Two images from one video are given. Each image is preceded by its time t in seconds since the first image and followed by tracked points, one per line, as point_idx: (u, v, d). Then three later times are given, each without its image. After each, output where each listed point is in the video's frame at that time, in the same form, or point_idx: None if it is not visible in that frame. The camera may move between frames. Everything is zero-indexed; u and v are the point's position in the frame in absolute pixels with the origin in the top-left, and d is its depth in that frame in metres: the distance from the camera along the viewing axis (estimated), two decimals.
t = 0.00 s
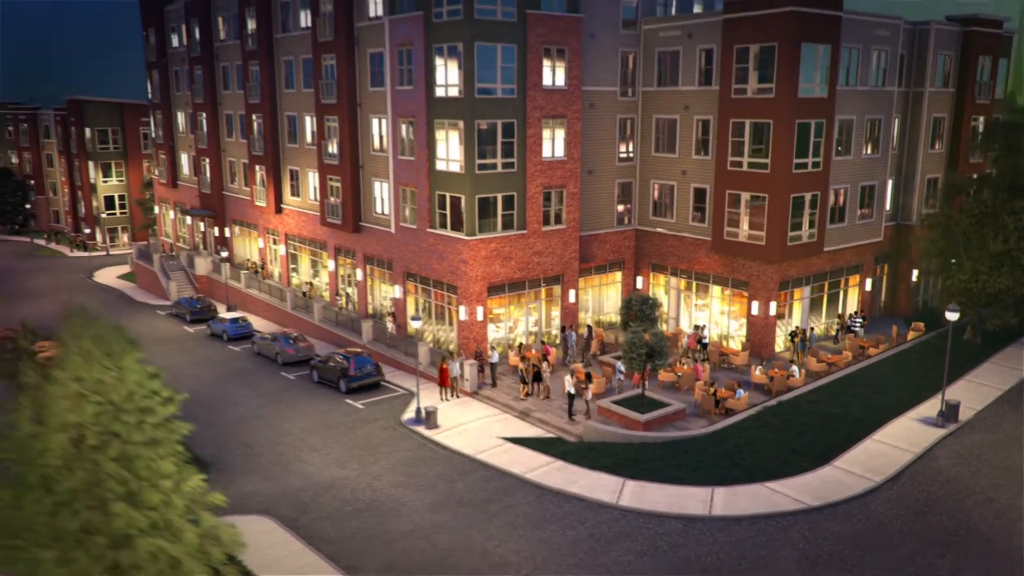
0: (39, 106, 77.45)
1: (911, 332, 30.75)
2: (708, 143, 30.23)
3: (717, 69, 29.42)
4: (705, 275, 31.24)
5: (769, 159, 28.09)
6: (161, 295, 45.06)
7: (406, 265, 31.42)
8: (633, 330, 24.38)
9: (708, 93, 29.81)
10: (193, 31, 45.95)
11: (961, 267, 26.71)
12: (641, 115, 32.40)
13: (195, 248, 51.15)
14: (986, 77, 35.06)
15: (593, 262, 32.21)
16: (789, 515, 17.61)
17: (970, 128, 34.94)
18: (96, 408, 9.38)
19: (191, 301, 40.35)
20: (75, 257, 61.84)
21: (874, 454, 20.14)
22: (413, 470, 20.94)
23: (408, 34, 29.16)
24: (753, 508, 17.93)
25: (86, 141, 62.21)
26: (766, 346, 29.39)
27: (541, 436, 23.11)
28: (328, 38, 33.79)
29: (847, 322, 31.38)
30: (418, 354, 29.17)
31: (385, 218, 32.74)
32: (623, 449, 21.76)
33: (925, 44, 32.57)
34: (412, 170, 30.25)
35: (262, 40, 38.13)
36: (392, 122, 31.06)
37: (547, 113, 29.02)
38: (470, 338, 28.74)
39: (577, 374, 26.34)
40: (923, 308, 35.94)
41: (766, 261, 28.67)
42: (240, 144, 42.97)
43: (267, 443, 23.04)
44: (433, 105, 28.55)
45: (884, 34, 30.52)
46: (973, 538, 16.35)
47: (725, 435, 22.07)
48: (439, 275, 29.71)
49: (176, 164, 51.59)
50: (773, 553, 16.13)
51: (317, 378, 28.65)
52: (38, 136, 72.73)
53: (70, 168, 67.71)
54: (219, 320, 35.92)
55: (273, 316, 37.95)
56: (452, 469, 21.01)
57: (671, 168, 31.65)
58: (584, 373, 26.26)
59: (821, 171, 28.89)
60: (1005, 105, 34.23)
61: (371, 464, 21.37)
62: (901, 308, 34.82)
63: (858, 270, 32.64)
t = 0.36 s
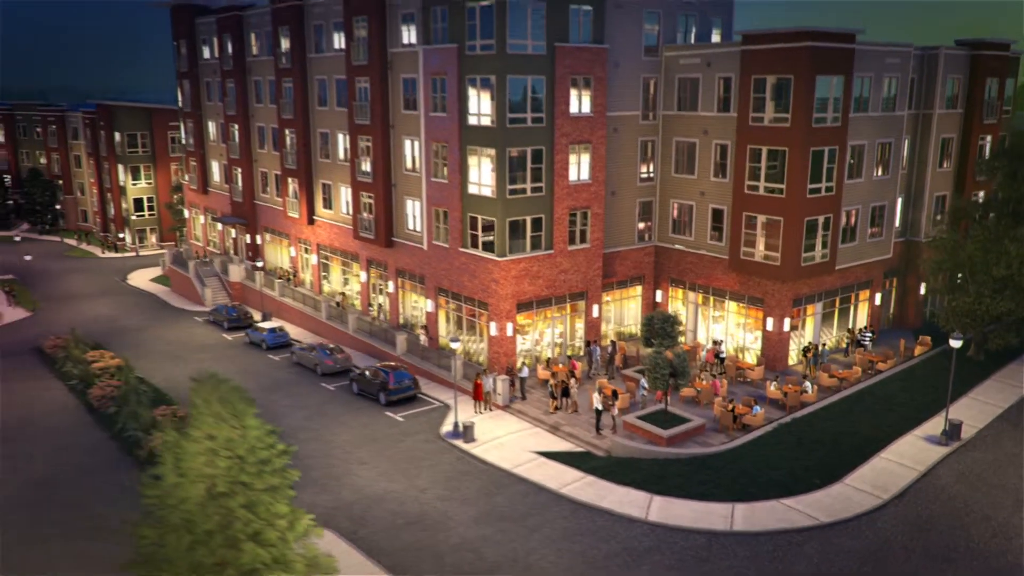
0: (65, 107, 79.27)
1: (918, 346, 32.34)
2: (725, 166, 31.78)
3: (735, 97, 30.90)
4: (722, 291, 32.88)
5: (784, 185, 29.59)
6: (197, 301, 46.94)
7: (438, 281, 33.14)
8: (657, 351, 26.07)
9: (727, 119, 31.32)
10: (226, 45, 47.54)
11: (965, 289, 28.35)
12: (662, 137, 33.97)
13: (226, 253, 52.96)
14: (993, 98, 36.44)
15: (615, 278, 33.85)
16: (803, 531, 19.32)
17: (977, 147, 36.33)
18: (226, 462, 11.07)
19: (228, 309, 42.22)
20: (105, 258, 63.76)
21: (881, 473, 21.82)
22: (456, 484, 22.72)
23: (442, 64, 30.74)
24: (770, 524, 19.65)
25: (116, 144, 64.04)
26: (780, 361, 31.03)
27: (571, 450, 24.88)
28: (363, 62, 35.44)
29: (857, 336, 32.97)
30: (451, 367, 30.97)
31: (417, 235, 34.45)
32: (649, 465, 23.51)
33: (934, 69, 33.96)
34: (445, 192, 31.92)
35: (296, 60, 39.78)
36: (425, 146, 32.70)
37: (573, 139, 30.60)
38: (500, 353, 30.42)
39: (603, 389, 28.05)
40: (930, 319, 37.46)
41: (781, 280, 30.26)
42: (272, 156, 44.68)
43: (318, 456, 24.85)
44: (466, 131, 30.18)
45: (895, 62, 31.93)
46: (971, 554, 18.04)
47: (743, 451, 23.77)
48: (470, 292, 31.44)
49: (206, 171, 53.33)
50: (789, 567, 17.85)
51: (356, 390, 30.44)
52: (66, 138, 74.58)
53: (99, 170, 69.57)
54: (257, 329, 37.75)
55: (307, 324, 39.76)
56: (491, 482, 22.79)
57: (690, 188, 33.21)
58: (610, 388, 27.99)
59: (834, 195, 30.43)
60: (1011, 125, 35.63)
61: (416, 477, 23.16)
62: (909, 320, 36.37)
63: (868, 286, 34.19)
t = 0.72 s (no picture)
0: (95, 108, 81.43)
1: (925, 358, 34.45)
2: (745, 189, 33.77)
3: (755, 125, 32.86)
4: (741, 306, 34.95)
5: (801, 209, 31.54)
6: (236, 305, 49.23)
7: (474, 295, 35.32)
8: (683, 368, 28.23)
9: (747, 145, 33.28)
10: (262, 60, 49.58)
11: (971, 309, 30.54)
12: (684, 159, 35.98)
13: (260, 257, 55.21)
14: (1000, 120, 38.28)
15: (640, 292, 35.96)
16: (819, 539, 21.49)
17: (984, 167, 38.22)
18: (343, 495, 13.26)
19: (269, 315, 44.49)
20: (141, 258, 66.12)
21: (890, 484, 23.99)
22: (501, 491, 24.97)
23: (479, 93, 32.77)
24: (789, 532, 21.83)
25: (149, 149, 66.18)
26: (795, 372, 33.13)
27: (604, 460, 27.07)
28: (401, 86, 37.50)
29: (868, 348, 35.02)
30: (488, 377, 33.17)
31: (453, 251, 36.63)
32: (677, 475, 25.69)
33: (944, 94, 35.83)
34: (481, 213, 34.03)
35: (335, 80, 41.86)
36: (462, 168, 34.78)
37: (603, 165, 32.64)
38: (534, 365, 32.61)
39: (632, 401, 30.27)
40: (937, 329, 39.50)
41: (796, 297, 32.29)
42: (309, 168, 46.83)
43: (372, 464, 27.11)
44: (503, 158, 32.26)
45: (906, 90, 33.84)
46: (971, 561, 20.19)
47: (764, 463, 25.91)
48: (505, 307, 33.63)
49: (241, 178, 55.46)
50: (807, 572, 20.01)
51: (400, 399, 32.69)
52: (98, 139, 76.80)
53: (131, 172, 71.77)
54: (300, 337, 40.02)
55: (345, 331, 42.02)
56: (533, 491, 25.01)
57: (711, 208, 35.26)
58: (638, 400, 30.16)
59: (847, 218, 32.40)
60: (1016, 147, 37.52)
61: (464, 485, 25.40)
62: (918, 330, 38.41)
63: (878, 300, 36.22)
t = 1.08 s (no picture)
0: (128, 110, 84.10)
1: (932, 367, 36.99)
2: (765, 210, 36.21)
3: (775, 150, 35.24)
4: (760, 318, 37.47)
5: (818, 231, 33.94)
6: (278, 309, 51.98)
7: (511, 306, 37.96)
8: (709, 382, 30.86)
9: (767, 169, 35.69)
10: (302, 75, 52.03)
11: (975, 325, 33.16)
12: (708, 179, 38.45)
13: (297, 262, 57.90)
14: (1006, 141, 40.54)
15: (665, 304, 38.52)
16: (834, 540, 24.11)
17: (990, 185, 40.54)
18: (444, 510, 15.95)
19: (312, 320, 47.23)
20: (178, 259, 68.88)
21: (899, 490, 26.60)
22: (546, 494, 27.64)
23: (518, 121, 35.26)
24: (808, 533, 24.47)
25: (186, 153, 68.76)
26: (810, 380, 35.67)
27: (637, 464, 29.76)
28: (441, 109, 40.00)
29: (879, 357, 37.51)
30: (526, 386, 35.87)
31: (490, 264, 39.24)
32: (704, 479, 28.35)
33: (952, 118, 38.12)
34: (519, 232, 36.57)
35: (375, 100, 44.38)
36: (500, 189, 37.31)
37: (634, 188, 35.12)
38: (568, 373, 35.23)
39: (661, 409, 32.93)
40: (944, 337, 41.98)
41: (813, 312, 34.76)
42: (348, 180, 49.43)
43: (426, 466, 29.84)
44: (540, 182, 34.76)
45: (916, 118, 36.18)
46: (969, 562, 22.79)
47: (784, 469, 28.53)
48: (541, 319, 36.25)
49: (279, 185, 58.04)
50: (824, 570, 22.65)
51: (444, 405, 35.41)
52: (132, 141, 79.50)
53: (166, 174, 74.41)
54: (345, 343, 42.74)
55: (386, 336, 44.72)
56: (574, 493, 27.70)
57: (733, 226, 37.74)
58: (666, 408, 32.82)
59: (860, 238, 34.81)
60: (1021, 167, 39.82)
61: (512, 488, 28.08)
62: (925, 338, 40.88)
63: (889, 312, 38.69)
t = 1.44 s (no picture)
0: (164, 112, 87.18)
1: (938, 373, 39.96)
2: (785, 228, 39.05)
3: (795, 174, 38.04)
4: (779, 327, 40.40)
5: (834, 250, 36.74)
6: (320, 311, 55.15)
7: (548, 315, 40.97)
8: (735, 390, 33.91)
9: (787, 191, 38.53)
10: (342, 90, 54.86)
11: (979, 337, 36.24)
12: (731, 198, 41.31)
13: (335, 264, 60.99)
14: (1011, 160, 43.18)
15: (691, 313, 41.52)
16: (849, 536, 27.16)
17: (995, 202, 43.25)
18: (522, 515, 19.08)
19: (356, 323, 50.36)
20: (218, 258, 72.08)
21: (907, 490, 29.64)
22: (588, 492, 30.76)
23: (557, 146, 38.13)
24: (825, 530, 27.53)
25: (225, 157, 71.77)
26: (825, 385, 38.68)
27: (669, 465, 32.85)
28: (482, 130, 42.89)
29: (889, 364, 40.45)
30: (563, 390, 38.96)
31: (527, 275, 42.24)
32: (730, 479, 31.42)
33: (961, 141, 40.79)
34: (556, 247, 39.52)
35: (417, 118, 47.25)
36: (539, 207, 40.25)
37: (664, 209, 38.01)
38: (602, 379, 38.29)
39: (689, 413, 36.01)
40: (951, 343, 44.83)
41: (828, 324, 37.67)
42: (388, 191, 52.41)
43: (477, 466, 33.00)
44: (578, 203, 37.67)
45: (927, 142, 38.90)
46: (968, 557, 25.78)
47: (803, 470, 31.59)
48: (577, 328, 39.26)
49: (317, 192, 61.03)
50: (839, 563, 25.71)
51: (488, 407, 38.57)
52: (169, 143, 82.60)
53: (203, 175, 77.48)
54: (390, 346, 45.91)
55: (427, 339, 47.84)
56: (614, 492, 30.81)
57: (755, 242, 40.62)
58: (694, 412, 35.89)
59: (873, 255, 37.61)
60: None
61: (557, 486, 31.21)
62: (933, 344, 43.78)
63: (899, 321, 41.57)
